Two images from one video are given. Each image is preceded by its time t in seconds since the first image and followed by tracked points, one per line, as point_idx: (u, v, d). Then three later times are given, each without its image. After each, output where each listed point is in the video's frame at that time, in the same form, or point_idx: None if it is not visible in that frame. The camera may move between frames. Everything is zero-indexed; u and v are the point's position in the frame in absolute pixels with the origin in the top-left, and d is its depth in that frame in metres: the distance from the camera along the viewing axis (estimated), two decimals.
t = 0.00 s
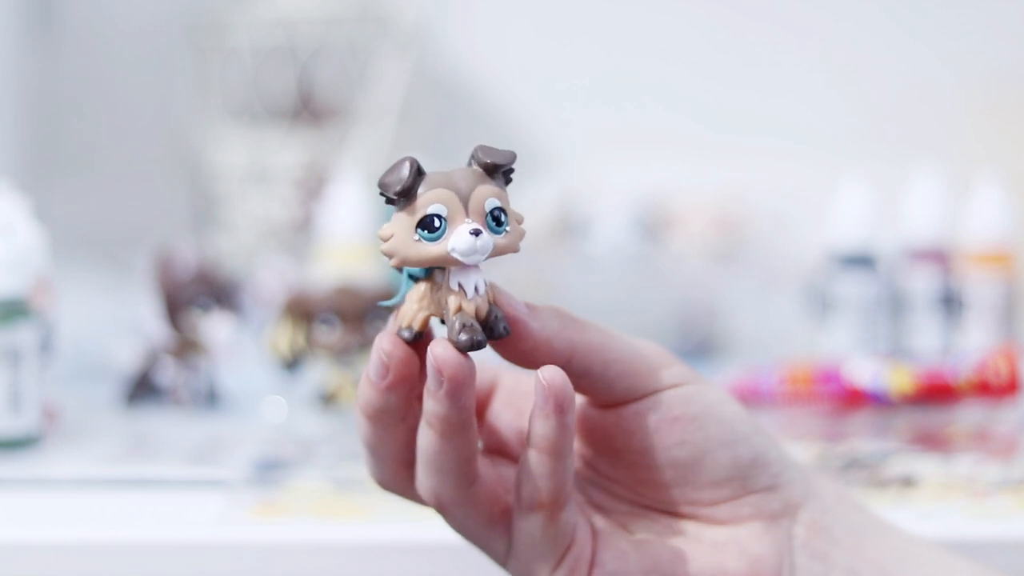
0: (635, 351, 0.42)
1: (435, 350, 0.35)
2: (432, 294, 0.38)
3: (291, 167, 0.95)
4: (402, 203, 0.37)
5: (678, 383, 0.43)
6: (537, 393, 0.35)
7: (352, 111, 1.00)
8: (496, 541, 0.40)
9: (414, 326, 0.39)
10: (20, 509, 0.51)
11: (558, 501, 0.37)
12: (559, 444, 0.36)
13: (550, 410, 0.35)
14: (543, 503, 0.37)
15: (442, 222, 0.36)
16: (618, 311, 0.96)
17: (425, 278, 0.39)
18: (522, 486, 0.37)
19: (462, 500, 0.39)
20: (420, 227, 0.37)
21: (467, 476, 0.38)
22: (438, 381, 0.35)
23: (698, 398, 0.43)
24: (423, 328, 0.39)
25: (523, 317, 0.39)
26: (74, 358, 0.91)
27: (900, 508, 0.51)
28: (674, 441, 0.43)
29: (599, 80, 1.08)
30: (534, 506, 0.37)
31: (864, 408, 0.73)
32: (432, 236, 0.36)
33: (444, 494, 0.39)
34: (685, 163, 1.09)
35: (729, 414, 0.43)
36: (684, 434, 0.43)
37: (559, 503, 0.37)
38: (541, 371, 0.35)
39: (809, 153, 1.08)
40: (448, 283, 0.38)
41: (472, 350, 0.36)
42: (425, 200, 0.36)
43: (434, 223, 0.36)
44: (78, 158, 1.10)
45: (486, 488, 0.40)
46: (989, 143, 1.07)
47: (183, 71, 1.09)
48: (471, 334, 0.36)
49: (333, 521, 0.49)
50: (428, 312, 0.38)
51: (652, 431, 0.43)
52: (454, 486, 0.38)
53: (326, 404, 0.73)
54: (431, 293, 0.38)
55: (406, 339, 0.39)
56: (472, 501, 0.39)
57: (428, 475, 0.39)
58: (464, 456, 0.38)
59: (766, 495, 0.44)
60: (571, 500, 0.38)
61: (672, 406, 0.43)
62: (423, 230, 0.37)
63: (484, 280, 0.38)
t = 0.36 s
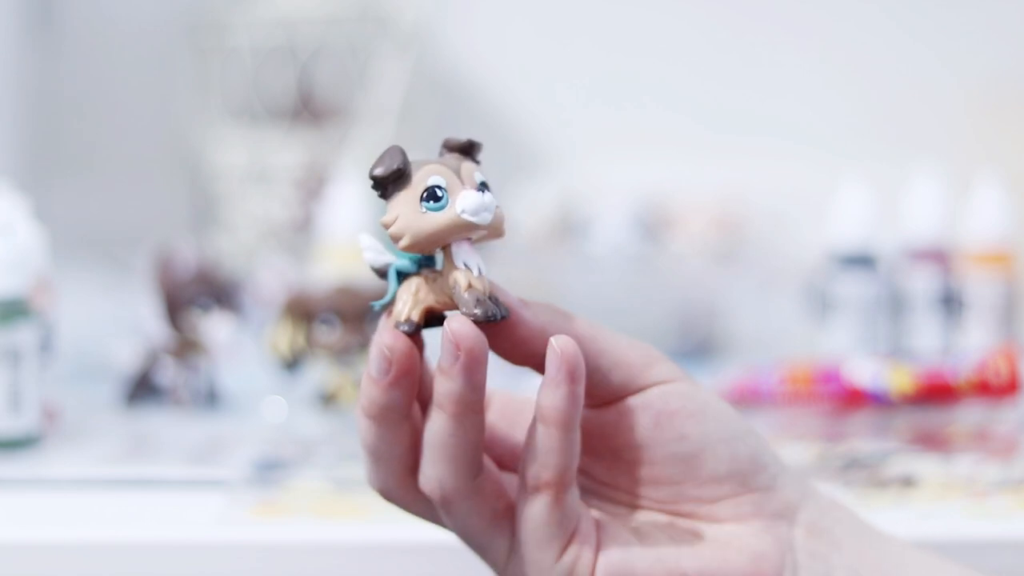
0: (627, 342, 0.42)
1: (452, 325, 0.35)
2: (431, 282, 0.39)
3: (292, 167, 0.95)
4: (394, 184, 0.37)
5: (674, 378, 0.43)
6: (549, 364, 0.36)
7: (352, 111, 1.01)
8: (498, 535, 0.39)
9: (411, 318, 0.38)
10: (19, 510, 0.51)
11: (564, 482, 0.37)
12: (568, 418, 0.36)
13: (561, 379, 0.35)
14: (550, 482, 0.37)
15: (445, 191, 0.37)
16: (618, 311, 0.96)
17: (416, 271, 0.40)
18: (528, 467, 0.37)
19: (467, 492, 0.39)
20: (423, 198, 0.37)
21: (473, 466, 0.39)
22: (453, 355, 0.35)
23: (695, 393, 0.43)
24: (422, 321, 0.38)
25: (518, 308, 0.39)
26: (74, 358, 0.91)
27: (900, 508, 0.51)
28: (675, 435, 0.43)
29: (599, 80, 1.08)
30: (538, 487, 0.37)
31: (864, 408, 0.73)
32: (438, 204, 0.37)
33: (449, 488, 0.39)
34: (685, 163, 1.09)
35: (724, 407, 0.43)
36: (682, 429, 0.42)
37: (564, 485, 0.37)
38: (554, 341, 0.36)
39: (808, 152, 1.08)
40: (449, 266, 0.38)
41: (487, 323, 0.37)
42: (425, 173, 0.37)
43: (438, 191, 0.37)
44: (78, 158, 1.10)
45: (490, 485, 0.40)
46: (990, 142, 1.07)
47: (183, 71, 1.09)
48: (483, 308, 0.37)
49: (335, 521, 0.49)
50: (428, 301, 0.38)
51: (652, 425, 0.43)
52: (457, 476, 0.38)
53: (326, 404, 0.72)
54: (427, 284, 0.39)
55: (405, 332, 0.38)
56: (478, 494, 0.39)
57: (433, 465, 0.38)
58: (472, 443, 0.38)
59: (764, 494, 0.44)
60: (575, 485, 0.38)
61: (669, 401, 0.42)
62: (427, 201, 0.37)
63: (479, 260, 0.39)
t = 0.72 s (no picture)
0: (627, 347, 0.42)
1: (452, 338, 0.35)
2: (435, 292, 0.39)
3: (291, 167, 0.95)
4: (393, 200, 0.37)
5: (674, 383, 0.43)
6: (551, 372, 0.35)
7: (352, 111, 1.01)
8: (501, 545, 0.39)
9: (415, 328, 0.38)
10: (19, 509, 0.51)
11: (567, 492, 0.37)
12: (570, 427, 0.36)
13: (564, 389, 0.35)
14: (552, 493, 0.36)
15: (444, 208, 0.37)
16: (619, 310, 0.96)
17: (420, 279, 0.39)
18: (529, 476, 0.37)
19: (466, 505, 0.38)
20: (422, 216, 0.37)
21: (472, 477, 0.38)
22: (451, 369, 0.35)
23: (695, 396, 0.43)
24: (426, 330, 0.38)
25: (522, 310, 0.39)
26: (74, 357, 0.91)
27: (900, 507, 0.51)
28: (674, 440, 0.43)
29: (599, 81, 1.08)
30: (541, 498, 0.37)
31: (864, 408, 0.73)
32: (437, 222, 0.37)
33: (447, 501, 0.37)
34: (685, 162, 1.09)
35: (724, 409, 0.43)
36: (681, 433, 0.42)
37: (567, 494, 0.37)
38: (556, 350, 0.36)
39: (808, 151, 1.08)
40: (451, 278, 0.39)
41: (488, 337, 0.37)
42: (423, 188, 0.37)
43: (437, 209, 0.37)
44: (78, 158, 1.10)
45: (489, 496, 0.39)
46: (989, 142, 1.07)
47: (183, 71, 1.09)
48: (487, 322, 0.37)
49: (335, 522, 0.49)
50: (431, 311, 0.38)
51: (651, 430, 0.43)
52: (455, 489, 0.37)
53: (326, 404, 0.73)
54: (430, 294, 0.39)
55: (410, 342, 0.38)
56: (477, 507, 0.38)
57: (431, 479, 0.37)
58: (470, 455, 0.37)
59: (765, 494, 0.44)
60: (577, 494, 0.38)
61: (668, 404, 0.42)
62: (427, 219, 0.37)
63: (482, 271, 0.39)
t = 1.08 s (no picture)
0: (646, 317, 0.42)
1: (438, 297, 0.36)
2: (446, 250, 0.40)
3: (292, 167, 0.95)
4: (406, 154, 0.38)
5: (691, 351, 0.43)
6: (544, 333, 0.36)
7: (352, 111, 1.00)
8: (507, 500, 0.41)
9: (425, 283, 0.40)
10: (19, 510, 0.51)
11: (564, 449, 0.38)
12: (564, 387, 0.37)
13: (556, 348, 0.36)
14: (550, 450, 0.38)
15: (448, 168, 0.38)
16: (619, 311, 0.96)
17: (442, 238, 0.40)
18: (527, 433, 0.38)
19: (467, 459, 0.40)
20: (428, 176, 0.38)
21: (472, 432, 0.40)
22: (439, 325, 0.36)
23: (710, 364, 0.43)
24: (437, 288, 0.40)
25: (535, 277, 0.40)
26: (73, 358, 0.91)
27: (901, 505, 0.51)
28: (684, 405, 0.43)
29: (599, 80, 1.08)
30: (539, 455, 0.38)
31: (864, 408, 0.73)
32: (440, 182, 0.38)
33: (449, 456, 0.40)
34: (685, 162, 1.09)
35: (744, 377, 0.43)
36: (692, 400, 0.42)
37: (564, 452, 0.38)
38: (548, 311, 0.36)
39: (809, 152, 1.08)
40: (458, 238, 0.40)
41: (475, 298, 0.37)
42: (433, 149, 0.38)
43: (441, 169, 0.38)
44: (78, 158, 1.10)
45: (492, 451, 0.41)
46: (990, 141, 1.07)
47: (183, 71, 1.09)
48: (474, 283, 0.38)
49: (335, 522, 0.49)
50: (441, 270, 0.39)
51: (663, 397, 0.43)
52: (457, 444, 0.39)
53: (326, 404, 0.73)
54: (444, 253, 0.40)
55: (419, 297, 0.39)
56: (478, 460, 0.40)
57: (433, 434, 0.39)
58: (466, 409, 0.39)
59: (779, 462, 0.43)
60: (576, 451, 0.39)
61: (681, 371, 0.42)
62: (431, 179, 0.38)
63: (491, 236, 0.40)
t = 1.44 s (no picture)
0: (643, 328, 0.42)
1: (422, 321, 0.35)
2: (439, 268, 0.40)
3: (291, 167, 0.95)
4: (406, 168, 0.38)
5: (687, 362, 0.43)
6: (533, 355, 0.36)
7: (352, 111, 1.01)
8: (499, 517, 0.40)
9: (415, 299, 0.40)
10: (19, 509, 0.51)
11: (556, 470, 0.38)
12: (555, 410, 0.36)
13: (546, 371, 0.36)
14: (544, 470, 0.38)
15: (441, 193, 0.38)
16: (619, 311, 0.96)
17: (437, 254, 0.40)
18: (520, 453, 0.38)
19: (457, 478, 0.39)
20: (419, 197, 0.38)
21: (462, 452, 0.39)
22: (423, 351, 0.35)
23: (709, 375, 0.42)
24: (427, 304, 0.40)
25: (531, 295, 0.39)
26: (73, 357, 0.91)
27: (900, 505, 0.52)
28: (683, 416, 0.42)
29: (599, 80, 1.08)
30: (532, 475, 0.38)
31: (864, 408, 0.73)
32: (431, 206, 0.38)
33: (440, 476, 0.39)
34: (685, 163, 1.09)
35: (743, 386, 0.43)
36: (689, 413, 0.42)
37: (558, 472, 0.38)
38: (537, 333, 0.36)
39: (809, 151, 1.08)
40: (451, 258, 0.39)
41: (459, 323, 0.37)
42: (427, 170, 0.38)
43: (434, 193, 0.38)
44: (78, 158, 1.10)
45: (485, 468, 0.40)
46: (990, 141, 1.07)
47: (183, 71, 1.09)
48: (459, 308, 0.37)
49: (334, 521, 0.49)
50: (433, 288, 0.39)
51: (662, 407, 0.43)
52: (448, 465, 0.38)
53: (326, 404, 0.73)
54: (437, 271, 0.40)
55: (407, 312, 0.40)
56: (469, 479, 0.39)
57: (421, 456, 0.38)
58: (455, 431, 0.38)
59: (779, 471, 0.44)
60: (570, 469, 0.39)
61: (680, 383, 0.42)
62: (423, 201, 0.38)
63: (482, 257, 0.40)
